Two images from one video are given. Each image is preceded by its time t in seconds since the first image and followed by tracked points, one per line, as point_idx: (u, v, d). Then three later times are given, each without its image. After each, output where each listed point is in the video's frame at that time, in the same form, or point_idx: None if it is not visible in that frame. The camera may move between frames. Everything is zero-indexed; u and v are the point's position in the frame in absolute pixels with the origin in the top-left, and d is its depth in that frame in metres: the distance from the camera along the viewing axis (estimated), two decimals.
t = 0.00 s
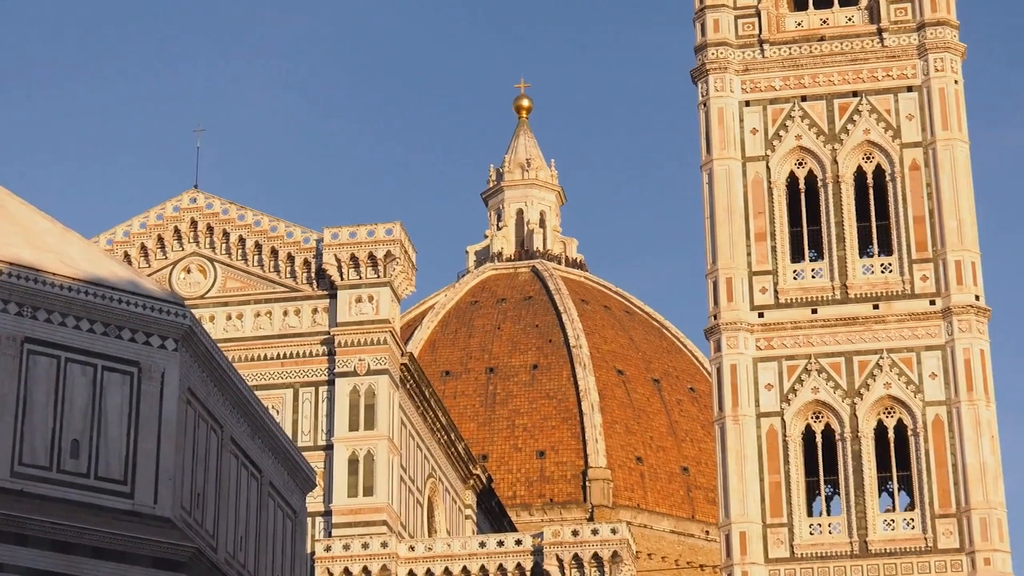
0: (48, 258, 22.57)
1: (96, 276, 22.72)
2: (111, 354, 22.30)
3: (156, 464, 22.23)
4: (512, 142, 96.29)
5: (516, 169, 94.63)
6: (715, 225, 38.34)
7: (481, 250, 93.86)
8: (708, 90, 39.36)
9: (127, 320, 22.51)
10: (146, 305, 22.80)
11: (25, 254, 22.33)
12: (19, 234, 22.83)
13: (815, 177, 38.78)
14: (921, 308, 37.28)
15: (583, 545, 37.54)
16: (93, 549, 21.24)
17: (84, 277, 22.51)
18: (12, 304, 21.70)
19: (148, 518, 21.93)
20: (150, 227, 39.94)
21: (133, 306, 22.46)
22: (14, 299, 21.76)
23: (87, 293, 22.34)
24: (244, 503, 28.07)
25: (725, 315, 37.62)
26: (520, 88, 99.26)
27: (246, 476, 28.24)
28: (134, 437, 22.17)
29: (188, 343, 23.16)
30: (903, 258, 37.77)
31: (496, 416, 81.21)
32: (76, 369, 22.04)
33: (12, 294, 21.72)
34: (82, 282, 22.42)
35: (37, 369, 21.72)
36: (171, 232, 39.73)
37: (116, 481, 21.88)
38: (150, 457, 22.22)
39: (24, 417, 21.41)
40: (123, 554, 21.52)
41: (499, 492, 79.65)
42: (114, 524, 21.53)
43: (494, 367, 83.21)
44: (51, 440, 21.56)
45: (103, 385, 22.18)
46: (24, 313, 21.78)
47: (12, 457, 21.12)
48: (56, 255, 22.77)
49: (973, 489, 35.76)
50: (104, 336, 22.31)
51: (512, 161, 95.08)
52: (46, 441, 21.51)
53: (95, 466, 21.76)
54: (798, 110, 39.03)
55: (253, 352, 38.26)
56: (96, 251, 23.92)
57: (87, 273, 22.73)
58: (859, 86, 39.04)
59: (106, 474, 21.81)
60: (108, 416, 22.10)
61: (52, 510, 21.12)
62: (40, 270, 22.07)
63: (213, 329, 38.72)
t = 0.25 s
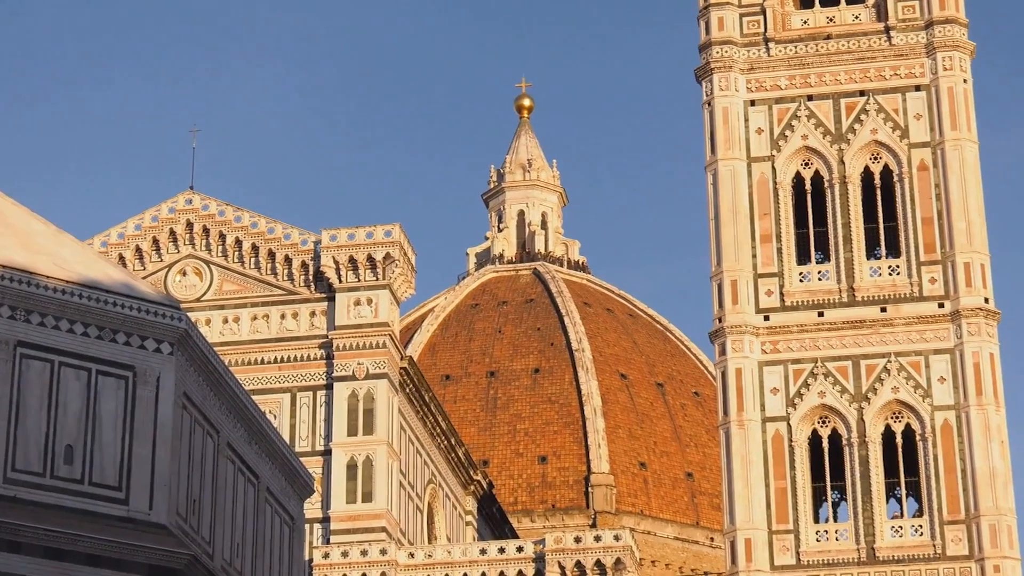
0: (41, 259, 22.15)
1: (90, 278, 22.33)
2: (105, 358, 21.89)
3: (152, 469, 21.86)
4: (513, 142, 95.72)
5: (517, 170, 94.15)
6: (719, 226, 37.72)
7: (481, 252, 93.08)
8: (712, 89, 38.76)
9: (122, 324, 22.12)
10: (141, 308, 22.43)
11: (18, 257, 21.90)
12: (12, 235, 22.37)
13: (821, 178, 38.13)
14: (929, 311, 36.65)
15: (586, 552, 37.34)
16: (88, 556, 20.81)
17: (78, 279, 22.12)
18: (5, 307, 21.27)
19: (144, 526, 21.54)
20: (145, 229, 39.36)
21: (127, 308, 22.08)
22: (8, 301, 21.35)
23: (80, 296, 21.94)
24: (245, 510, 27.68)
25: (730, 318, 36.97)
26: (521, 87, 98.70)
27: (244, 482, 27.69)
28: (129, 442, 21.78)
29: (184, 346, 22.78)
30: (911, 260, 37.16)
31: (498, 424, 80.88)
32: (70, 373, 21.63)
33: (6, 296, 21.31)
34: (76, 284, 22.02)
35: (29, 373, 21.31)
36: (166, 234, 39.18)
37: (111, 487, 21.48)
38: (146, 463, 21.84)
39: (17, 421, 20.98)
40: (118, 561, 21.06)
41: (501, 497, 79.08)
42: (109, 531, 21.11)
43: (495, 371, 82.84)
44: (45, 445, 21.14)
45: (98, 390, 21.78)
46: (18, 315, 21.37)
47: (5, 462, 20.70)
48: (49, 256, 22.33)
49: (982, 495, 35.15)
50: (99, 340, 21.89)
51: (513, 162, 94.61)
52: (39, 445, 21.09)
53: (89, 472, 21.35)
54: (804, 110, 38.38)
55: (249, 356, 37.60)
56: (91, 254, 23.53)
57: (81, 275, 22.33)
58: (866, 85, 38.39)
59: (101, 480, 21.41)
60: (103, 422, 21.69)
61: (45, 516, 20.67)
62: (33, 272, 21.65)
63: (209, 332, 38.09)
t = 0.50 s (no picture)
0: (37, 261, 21.88)
1: (85, 279, 22.05)
2: (101, 361, 21.64)
3: (147, 473, 21.62)
4: (514, 142, 95.25)
5: (518, 170, 93.70)
6: (723, 227, 37.20)
7: (481, 254, 92.40)
8: (716, 88, 38.25)
9: (117, 326, 21.86)
10: (136, 310, 22.14)
11: (13, 258, 21.65)
12: (7, 237, 22.11)
13: (826, 178, 37.67)
14: (936, 313, 36.15)
15: (587, 557, 36.91)
16: (82, 560, 20.62)
17: (73, 281, 21.84)
18: None
19: (141, 531, 21.33)
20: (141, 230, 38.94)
21: (122, 309, 21.81)
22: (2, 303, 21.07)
23: (75, 297, 21.68)
24: (241, 514, 27.13)
25: (734, 320, 36.47)
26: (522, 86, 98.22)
27: (242, 486, 27.25)
28: (125, 445, 21.55)
29: (181, 349, 22.46)
30: (917, 261, 36.64)
31: (499, 428, 80.24)
32: (66, 376, 21.38)
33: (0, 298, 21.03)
34: (71, 285, 21.76)
35: (25, 375, 21.08)
36: (163, 235, 38.75)
37: (106, 491, 21.24)
38: (143, 467, 21.62)
39: (12, 423, 20.79)
40: (114, 566, 20.88)
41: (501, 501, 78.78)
42: (106, 535, 20.94)
43: (495, 373, 82.19)
44: (40, 448, 20.90)
45: (93, 393, 21.52)
46: (13, 318, 21.13)
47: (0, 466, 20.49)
48: (45, 258, 22.06)
49: (989, 500, 34.65)
50: (95, 342, 21.66)
51: (513, 162, 94.16)
52: (35, 448, 20.86)
53: (84, 476, 21.13)
54: (809, 109, 37.89)
55: (248, 358, 37.29)
56: (87, 256, 23.25)
57: (76, 276, 22.07)
58: (871, 84, 37.90)
59: (97, 484, 21.19)
60: (98, 425, 21.44)
61: (40, 520, 20.51)
62: (28, 274, 21.38)
63: (206, 335, 37.71)
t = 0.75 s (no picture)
0: (31, 262, 21.40)
1: (78, 281, 21.57)
2: (95, 363, 21.19)
3: (143, 476, 21.18)
4: (514, 141, 94.77)
5: (518, 170, 93.24)
6: (726, 227, 36.73)
7: (480, 256, 91.90)
8: (719, 87, 37.78)
9: (112, 328, 21.40)
10: (131, 311, 21.70)
11: (7, 259, 21.16)
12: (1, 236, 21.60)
13: (831, 178, 37.18)
14: (942, 314, 35.69)
15: (588, 562, 36.55)
16: (77, 566, 20.19)
17: (67, 282, 21.37)
18: None
19: (136, 536, 20.89)
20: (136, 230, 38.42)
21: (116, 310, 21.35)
22: None
23: (69, 298, 21.20)
24: (236, 518, 26.60)
25: (737, 322, 36.00)
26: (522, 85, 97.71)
27: (238, 490, 26.76)
28: (120, 449, 21.09)
29: (176, 351, 22.08)
30: (923, 262, 36.16)
31: (498, 430, 79.83)
32: (59, 379, 20.92)
33: None
34: (65, 287, 21.29)
35: (18, 378, 20.62)
36: (158, 235, 38.23)
37: (101, 496, 20.80)
38: (139, 471, 21.17)
39: (6, 427, 20.32)
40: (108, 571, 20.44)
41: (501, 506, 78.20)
42: (101, 540, 20.50)
43: (495, 376, 81.78)
44: (34, 451, 20.44)
45: (87, 395, 21.07)
46: (6, 319, 20.66)
47: None
48: (39, 258, 21.57)
49: (996, 504, 34.16)
50: (89, 344, 21.20)
51: (514, 161, 93.67)
52: (28, 452, 20.39)
53: (79, 479, 20.67)
54: (813, 108, 37.42)
55: (244, 361, 37.00)
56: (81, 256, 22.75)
57: (70, 278, 21.58)
58: (876, 83, 37.40)
59: (91, 489, 20.73)
60: (93, 429, 20.99)
61: (35, 525, 20.04)
62: (21, 274, 20.91)
63: (202, 337, 37.40)
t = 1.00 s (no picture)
0: (23, 262, 20.93)
1: (73, 282, 21.10)
2: (89, 365, 20.71)
3: (138, 480, 20.69)
4: (514, 141, 94.24)
5: (518, 169, 92.70)
6: (729, 228, 36.26)
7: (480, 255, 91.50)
8: (722, 86, 37.29)
9: (107, 330, 20.92)
10: (126, 313, 21.23)
11: None
12: None
13: (835, 178, 36.69)
14: (947, 316, 35.18)
15: (589, 567, 36.10)
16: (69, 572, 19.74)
17: (61, 283, 20.91)
18: None
19: (130, 541, 20.42)
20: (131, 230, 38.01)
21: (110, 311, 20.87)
22: None
23: (63, 299, 20.73)
24: (232, 523, 26.07)
25: (740, 324, 35.49)
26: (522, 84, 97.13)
27: (234, 495, 26.18)
28: (115, 452, 20.60)
29: (171, 353, 21.61)
30: (928, 263, 35.67)
31: (498, 434, 79.47)
32: (52, 382, 20.45)
33: None
34: (59, 288, 20.82)
35: (10, 380, 20.16)
36: (153, 236, 37.81)
37: (96, 500, 20.31)
38: (133, 475, 20.68)
39: None
40: None
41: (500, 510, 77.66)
42: (94, 545, 20.03)
43: (494, 379, 81.34)
44: (26, 454, 19.97)
45: (81, 398, 20.59)
46: None
47: None
48: (32, 258, 21.11)
49: (1003, 509, 33.64)
50: (83, 346, 20.72)
51: (514, 161, 93.12)
52: (21, 455, 19.92)
53: (73, 484, 20.20)
54: (817, 107, 36.93)
55: (240, 363, 36.53)
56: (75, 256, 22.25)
57: (64, 279, 21.11)
58: (881, 81, 36.93)
59: (85, 493, 20.25)
60: (86, 432, 20.51)
61: (27, 529, 19.59)
62: (14, 275, 20.47)
63: (197, 339, 36.99)
